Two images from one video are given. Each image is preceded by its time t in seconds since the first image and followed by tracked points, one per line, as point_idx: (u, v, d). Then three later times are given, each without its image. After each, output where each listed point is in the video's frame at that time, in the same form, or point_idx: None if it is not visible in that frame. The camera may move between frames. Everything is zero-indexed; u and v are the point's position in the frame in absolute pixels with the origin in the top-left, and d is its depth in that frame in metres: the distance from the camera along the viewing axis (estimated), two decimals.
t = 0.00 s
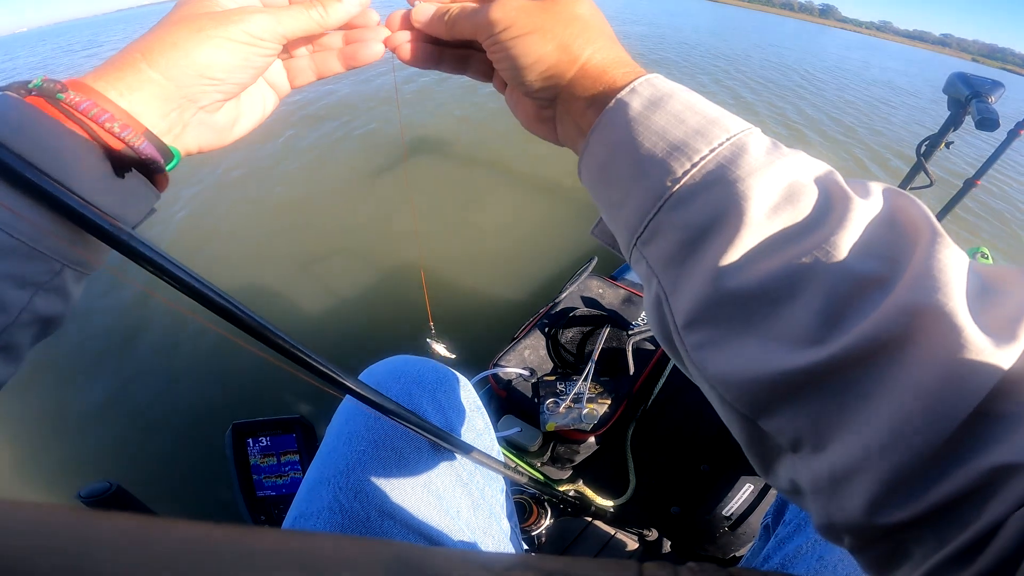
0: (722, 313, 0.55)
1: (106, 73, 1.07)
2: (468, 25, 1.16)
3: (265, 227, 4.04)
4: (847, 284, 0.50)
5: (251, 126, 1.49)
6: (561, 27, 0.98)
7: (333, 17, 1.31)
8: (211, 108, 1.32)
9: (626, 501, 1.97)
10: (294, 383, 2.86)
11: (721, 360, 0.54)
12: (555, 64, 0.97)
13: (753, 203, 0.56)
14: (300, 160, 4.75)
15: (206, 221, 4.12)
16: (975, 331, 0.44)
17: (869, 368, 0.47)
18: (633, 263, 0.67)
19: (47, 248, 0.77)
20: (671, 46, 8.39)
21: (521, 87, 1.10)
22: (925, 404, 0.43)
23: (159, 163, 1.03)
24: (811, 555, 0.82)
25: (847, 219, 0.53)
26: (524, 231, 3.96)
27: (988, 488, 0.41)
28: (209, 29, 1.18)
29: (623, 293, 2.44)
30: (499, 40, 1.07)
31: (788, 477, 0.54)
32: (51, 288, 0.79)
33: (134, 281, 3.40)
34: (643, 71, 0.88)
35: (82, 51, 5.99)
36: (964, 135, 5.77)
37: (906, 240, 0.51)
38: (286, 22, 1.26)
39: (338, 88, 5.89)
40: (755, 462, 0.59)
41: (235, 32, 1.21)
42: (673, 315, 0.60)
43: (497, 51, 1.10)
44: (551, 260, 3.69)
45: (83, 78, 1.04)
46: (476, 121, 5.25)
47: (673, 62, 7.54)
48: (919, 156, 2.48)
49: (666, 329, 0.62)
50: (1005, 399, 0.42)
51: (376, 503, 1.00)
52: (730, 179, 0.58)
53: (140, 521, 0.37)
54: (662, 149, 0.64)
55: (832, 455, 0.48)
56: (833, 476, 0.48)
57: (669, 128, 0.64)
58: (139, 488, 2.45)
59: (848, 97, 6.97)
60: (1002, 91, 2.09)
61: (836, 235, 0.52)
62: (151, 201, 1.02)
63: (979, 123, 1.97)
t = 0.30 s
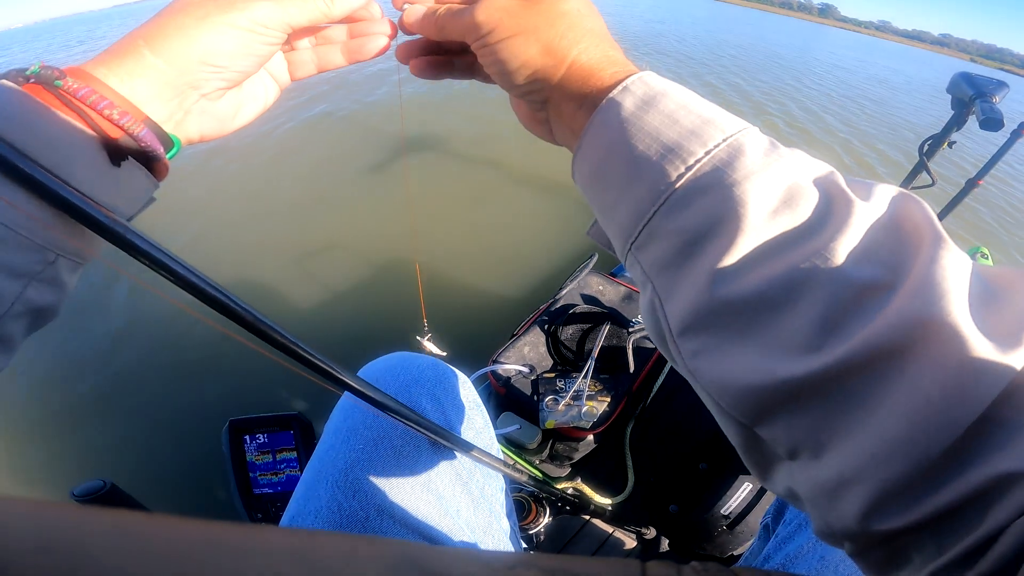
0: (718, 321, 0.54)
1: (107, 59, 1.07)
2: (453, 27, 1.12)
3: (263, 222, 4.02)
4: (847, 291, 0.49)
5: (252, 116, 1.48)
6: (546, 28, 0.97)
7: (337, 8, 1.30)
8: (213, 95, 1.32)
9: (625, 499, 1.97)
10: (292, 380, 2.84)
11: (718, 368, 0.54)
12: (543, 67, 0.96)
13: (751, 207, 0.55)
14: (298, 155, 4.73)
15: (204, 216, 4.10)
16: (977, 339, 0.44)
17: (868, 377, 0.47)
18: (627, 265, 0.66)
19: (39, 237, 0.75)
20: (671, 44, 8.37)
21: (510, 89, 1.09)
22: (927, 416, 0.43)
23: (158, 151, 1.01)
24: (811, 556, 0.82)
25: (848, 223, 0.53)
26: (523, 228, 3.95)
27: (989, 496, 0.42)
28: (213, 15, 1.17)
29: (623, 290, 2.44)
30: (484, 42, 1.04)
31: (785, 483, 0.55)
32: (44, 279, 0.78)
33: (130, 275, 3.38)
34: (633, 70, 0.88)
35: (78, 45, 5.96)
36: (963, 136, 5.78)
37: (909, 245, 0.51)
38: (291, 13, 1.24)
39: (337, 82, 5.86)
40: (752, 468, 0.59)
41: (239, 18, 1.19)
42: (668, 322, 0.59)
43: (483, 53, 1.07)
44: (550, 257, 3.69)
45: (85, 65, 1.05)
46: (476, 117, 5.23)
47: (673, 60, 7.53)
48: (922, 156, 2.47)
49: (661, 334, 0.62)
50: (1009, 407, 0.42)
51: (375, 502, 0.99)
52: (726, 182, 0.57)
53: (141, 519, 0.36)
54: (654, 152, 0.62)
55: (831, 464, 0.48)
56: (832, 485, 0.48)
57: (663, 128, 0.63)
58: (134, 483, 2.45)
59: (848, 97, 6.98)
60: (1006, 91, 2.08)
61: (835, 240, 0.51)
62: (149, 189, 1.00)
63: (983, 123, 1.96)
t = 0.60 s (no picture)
0: (714, 337, 0.54)
1: (105, 58, 1.06)
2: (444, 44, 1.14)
3: (263, 223, 4.02)
4: (844, 309, 0.49)
5: (247, 115, 1.50)
6: (532, 41, 0.97)
7: (342, 14, 1.28)
8: (209, 97, 1.33)
9: (625, 500, 1.97)
10: (292, 380, 2.84)
11: (714, 386, 0.54)
12: (531, 81, 0.96)
13: (746, 221, 0.55)
14: (298, 156, 4.74)
15: (204, 216, 4.10)
16: (976, 359, 0.44)
17: (869, 394, 0.47)
18: (624, 280, 0.67)
19: (36, 236, 0.75)
20: (669, 45, 8.41)
21: (500, 104, 1.09)
22: (928, 433, 0.43)
23: (155, 152, 1.01)
24: (812, 556, 0.82)
25: (844, 239, 0.53)
26: (522, 229, 3.96)
27: (991, 508, 0.42)
28: (216, 15, 1.17)
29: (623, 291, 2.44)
30: (474, 59, 1.06)
31: (784, 498, 0.55)
32: (42, 277, 0.79)
33: (129, 276, 3.38)
34: (622, 79, 0.87)
35: (79, 47, 5.98)
36: (961, 137, 5.80)
37: (906, 262, 0.51)
38: (294, 15, 1.24)
39: (337, 82, 5.86)
40: (751, 481, 0.59)
41: (240, 21, 1.19)
42: (664, 338, 0.59)
43: (473, 70, 1.08)
44: (550, 258, 3.70)
45: (82, 62, 1.04)
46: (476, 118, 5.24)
47: (672, 61, 7.56)
48: (921, 157, 2.48)
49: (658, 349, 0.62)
50: (1010, 420, 0.43)
51: (376, 503, 0.99)
52: (721, 196, 0.57)
53: (144, 519, 0.36)
54: (647, 165, 0.62)
55: (830, 481, 0.49)
56: (831, 502, 0.48)
57: (657, 140, 0.63)
58: (133, 484, 2.44)
59: (845, 99, 7.00)
60: (1005, 92, 2.09)
61: (831, 257, 0.52)
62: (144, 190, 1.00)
63: (983, 123, 1.97)
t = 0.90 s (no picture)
0: (722, 353, 0.55)
1: (106, 54, 1.06)
2: (458, 56, 1.13)
3: (263, 224, 4.03)
4: (851, 326, 0.50)
5: (242, 105, 1.50)
6: (551, 58, 0.97)
7: (351, 20, 1.29)
8: (208, 95, 1.34)
9: (625, 500, 1.97)
10: (291, 380, 2.84)
11: (723, 403, 0.54)
12: (549, 98, 0.96)
13: (755, 240, 0.56)
14: (298, 157, 4.74)
15: (205, 217, 4.11)
16: (981, 373, 0.45)
17: (875, 409, 0.47)
18: (630, 298, 0.67)
19: (36, 231, 0.75)
20: (669, 47, 8.44)
21: (513, 122, 1.09)
22: (934, 446, 0.44)
23: (151, 150, 1.03)
24: (811, 555, 0.82)
25: (849, 258, 0.54)
26: (522, 230, 3.96)
27: (993, 518, 0.42)
28: (224, 17, 1.18)
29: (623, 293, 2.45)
30: (489, 73, 1.05)
31: (790, 512, 0.55)
32: (39, 270, 0.79)
33: (129, 276, 3.38)
34: (641, 100, 0.87)
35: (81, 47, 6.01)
36: (960, 139, 5.81)
37: (909, 280, 0.52)
38: (300, 18, 1.25)
39: (337, 83, 5.87)
40: (757, 496, 0.59)
41: (250, 25, 1.22)
42: (672, 354, 0.59)
43: (486, 84, 1.08)
44: (551, 259, 3.70)
45: (81, 59, 1.02)
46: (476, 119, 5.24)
47: (672, 63, 7.58)
48: (919, 158, 2.49)
49: (665, 366, 0.62)
50: (1012, 432, 0.43)
51: (377, 503, 0.99)
52: (730, 215, 0.57)
53: (151, 518, 0.36)
54: (658, 186, 0.63)
55: (836, 494, 0.49)
56: (837, 516, 0.49)
57: (668, 160, 0.64)
58: (134, 484, 2.45)
59: (845, 100, 7.01)
60: (1004, 93, 2.09)
61: (838, 275, 0.52)
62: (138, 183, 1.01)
63: (981, 125, 1.97)
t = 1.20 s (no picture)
0: (724, 355, 0.55)
1: (101, 54, 1.05)
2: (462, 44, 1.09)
3: (263, 224, 4.03)
4: (852, 328, 0.50)
5: (236, 104, 1.51)
6: (563, 59, 0.97)
7: (348, 24, 1.29)
8: (202, 97, 1.35)
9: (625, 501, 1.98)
10: (290, 381, 2.83)
11: (724, 406, 0.54)
12: (559, 98, 0.96)
13: (756, 243, 0.56)
14: (297, 157, 4.74)
15: (204, 218, 4.11)
16: (981, 375, 0.45)
17: (877, 410, 0.47)
18: (631, 301, 0.67)
19: (31, 229, 0.74)
20: (670, 48, 8.45)
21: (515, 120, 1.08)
22: (935, 447, 0.44)
23: (145, 150, 1.04)
24: (810, 557, 0.82)
25: (849, 261, 0.54)
26: (522, 231, 3.96)
27: (992, 519, 0.42)
28: (218, 21, 1.19)
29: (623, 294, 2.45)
30: (495, 64, 1.02)
31: (790, 514, 0.55)
32: (36, 269, 0.78)
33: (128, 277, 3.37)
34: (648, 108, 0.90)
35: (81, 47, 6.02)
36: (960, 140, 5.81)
37: (908, 282, 0.52)
38: (297, 22, 1.26)
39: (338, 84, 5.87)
40: (757, 498, 0.59)
41: (245, 29, 1.23)
42: (674, 357, 0.59)
43: (492, 76, 1.05)
44: (551, 260, 3.71)
45: (78, 59, 1.02)
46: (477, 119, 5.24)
47: (673, 63, 7.59)
48: (920, 159, 2.49)
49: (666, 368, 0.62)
50: (1010, 432, 0.43)
51: (376, 504, 0.99)
52: (731, 217, 0.58)
53: (150, 520, 0.36)
54: (661, 189, 0.63)
55: (837, 495, 0.49)
56: (837, 516, 0.48)
57: (670, 164, 0.64)
58: (133, 485, 2.44)
59: (844, 100, 7.01)
60: (1005, 95, 2.09)
61: (839, 278, 0.52)
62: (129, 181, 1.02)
63: (982, 126, 1.97)
